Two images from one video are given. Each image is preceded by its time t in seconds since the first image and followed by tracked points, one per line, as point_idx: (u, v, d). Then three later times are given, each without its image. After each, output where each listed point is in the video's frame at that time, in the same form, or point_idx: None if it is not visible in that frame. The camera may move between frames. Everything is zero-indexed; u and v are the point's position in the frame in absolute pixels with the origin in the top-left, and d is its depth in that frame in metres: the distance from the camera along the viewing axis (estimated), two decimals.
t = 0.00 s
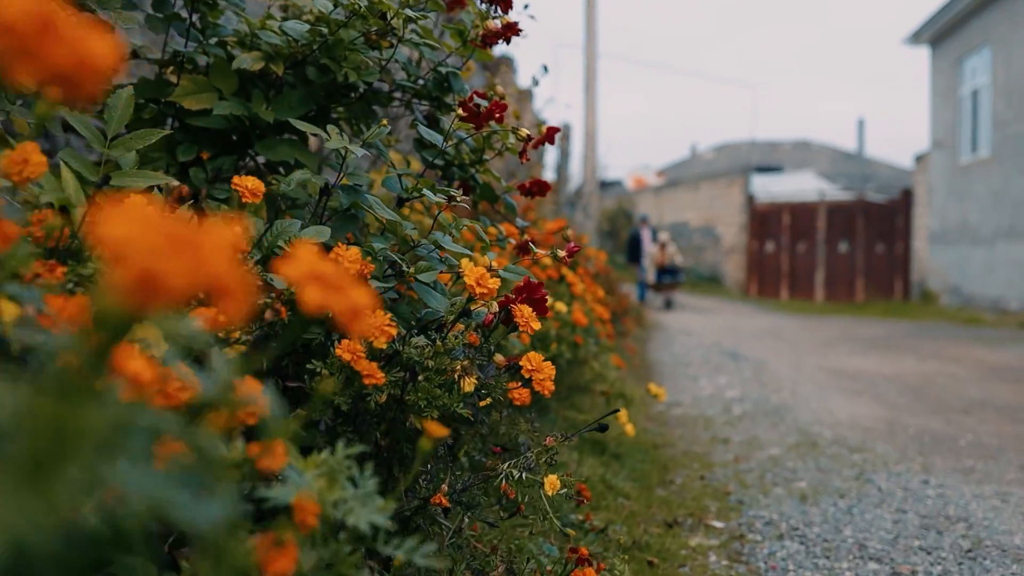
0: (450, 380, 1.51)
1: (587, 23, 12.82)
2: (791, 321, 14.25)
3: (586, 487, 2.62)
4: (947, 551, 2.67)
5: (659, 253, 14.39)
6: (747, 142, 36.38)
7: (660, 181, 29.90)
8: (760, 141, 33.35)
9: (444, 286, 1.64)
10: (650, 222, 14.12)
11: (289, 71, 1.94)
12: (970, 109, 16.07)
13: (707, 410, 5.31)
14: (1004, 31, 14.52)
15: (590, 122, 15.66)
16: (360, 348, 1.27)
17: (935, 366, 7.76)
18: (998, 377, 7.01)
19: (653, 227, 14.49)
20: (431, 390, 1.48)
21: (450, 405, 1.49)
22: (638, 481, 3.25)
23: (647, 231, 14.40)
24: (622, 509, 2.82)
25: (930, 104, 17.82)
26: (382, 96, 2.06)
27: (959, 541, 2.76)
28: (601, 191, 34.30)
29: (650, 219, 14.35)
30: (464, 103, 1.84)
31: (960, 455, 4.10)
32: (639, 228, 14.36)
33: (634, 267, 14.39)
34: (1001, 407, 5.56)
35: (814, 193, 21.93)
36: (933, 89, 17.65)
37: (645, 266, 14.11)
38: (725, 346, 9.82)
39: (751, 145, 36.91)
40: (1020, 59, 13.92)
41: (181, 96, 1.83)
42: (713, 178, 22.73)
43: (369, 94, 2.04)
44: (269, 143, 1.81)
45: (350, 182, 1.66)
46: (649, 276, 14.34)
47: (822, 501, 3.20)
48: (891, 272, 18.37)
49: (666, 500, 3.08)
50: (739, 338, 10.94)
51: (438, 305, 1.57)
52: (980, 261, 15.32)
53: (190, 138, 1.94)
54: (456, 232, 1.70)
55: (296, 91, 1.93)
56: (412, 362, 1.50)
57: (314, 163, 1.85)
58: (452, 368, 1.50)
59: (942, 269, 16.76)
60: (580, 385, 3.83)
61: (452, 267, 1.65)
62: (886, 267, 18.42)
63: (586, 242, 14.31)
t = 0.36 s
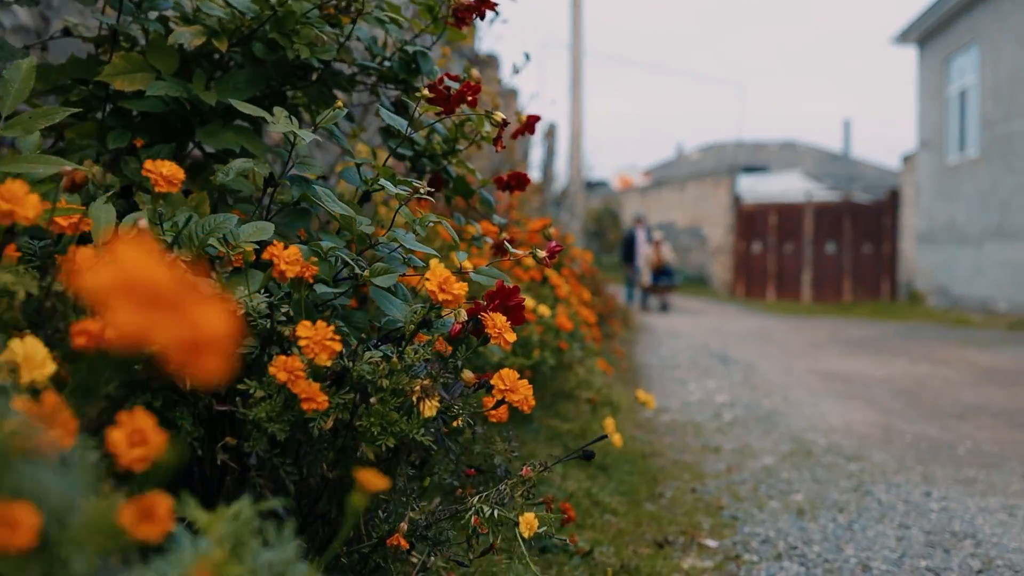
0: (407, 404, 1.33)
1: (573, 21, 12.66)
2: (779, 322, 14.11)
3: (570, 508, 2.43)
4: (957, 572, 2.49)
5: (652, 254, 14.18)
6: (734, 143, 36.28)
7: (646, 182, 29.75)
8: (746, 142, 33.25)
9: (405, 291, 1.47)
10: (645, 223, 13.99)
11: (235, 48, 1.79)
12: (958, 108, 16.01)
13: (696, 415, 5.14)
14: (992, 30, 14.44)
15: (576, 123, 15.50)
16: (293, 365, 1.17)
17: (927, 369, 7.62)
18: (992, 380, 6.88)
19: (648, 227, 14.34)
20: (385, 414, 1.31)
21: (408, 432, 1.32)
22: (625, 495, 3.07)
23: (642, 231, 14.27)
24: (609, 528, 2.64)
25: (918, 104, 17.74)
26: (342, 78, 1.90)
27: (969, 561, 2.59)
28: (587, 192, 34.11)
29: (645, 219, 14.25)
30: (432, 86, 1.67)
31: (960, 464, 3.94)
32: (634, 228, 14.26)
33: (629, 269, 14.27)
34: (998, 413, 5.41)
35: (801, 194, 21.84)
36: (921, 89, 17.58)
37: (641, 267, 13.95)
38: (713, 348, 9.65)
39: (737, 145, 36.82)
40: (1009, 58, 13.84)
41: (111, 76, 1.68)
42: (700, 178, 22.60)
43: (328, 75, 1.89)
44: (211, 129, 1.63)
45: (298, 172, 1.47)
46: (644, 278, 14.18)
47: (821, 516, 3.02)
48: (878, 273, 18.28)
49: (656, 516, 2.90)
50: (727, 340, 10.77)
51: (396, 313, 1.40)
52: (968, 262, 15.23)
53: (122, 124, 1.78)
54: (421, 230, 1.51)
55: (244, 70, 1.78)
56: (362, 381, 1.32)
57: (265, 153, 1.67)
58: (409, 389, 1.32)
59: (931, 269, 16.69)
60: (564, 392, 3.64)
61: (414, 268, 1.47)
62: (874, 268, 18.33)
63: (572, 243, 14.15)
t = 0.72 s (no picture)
0: (338, 430, 1.15)
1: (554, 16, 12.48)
2: (761, 322, 14.00)
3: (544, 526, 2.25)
4: None
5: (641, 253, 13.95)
6: (716, 142, 36.22)
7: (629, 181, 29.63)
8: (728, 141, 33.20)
9: (347, 290, 1.30)
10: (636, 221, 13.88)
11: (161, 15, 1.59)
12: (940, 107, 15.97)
13: (679, 419, 4.98)
14: (974, 29, 14.40)
15: (558, 122, 15.34)
16: (195, 386, 1.05)
17: (912, 370, 7.50)
18: (978, 380, 6.76)
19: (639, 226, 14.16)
20: (313, 442, 1.13)
21: (340, 464, 1.14)
22: (605, 508, 2.89)
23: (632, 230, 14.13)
24: (586, 545, 2.48)
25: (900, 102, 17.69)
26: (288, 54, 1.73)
27: None
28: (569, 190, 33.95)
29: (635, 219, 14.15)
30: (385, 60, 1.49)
31: (953, 471, 3.80)
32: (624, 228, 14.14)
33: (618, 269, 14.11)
34: (987, 415, 5.28)
35: (783, 193, 21.78)
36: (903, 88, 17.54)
37: (629, 266, 13.80)
38: (695, 348, 9.50)
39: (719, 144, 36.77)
40: (991, 56, 13.79)
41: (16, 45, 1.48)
42: (682, 177, 22.49)
43: (270, 48, 1.71)
44: (131, 106, 1.44)
45: (228, 154, 1.32)
46: (632, 278, 14.03)
47: (811, 529, 2.86)
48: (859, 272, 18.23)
49: (637, 531, 2.73)
50: (709, 340, 10.63)
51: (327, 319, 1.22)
52: (950, 262, 15.19)
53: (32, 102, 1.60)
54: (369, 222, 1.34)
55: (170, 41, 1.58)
56: (285, 403, 1.13)
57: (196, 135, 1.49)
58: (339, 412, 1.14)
59: (911, 269, 16.65)
60: (541, 397, 3.46)
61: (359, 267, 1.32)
62: (854, 268, 18.29)
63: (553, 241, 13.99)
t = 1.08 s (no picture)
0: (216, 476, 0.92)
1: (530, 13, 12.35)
2: (739, 322, 13.88)
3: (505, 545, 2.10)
4: None
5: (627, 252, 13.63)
6: (692, 142, 36.28)
7: (605, 180, 29.53)
8: (704, 141, 33.25)
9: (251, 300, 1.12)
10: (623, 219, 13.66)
11: None
12: (917, 107, 15.95)
13: (656, 424, 4.81)
14: (951, 28, 14.37)
15: (535, 122, 15.16)
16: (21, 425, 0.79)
17: (893, 371, 7.38)
18: (961, 382, 6.64)
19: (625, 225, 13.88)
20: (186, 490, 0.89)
21: (224, 517, 0.91)
22: (577, 525, 2.71)
23: (618, 229, 13.88)
24: (554, 570, 2.30)
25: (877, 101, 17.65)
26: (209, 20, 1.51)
27: None
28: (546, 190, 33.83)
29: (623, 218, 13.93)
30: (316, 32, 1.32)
31: (940, 478, 3.66)
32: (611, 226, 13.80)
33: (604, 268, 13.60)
34: (971, 418, 5.16)
35: (760, 192, 21.76)
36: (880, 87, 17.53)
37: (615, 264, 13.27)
38: (673, 349, 9.35)
39: (696, 144, 36.75)
40: (968, 56, 13.76)
41: None
42: (659, 176, 22.42)
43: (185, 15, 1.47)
44: (16, 79, 1.26)
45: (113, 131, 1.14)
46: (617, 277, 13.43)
47: (796, 546, 2.70)
48: (837, 271, 18.21)
49: (612, 549, 2.55)
50: (687, 341, 10.48)
51: (222, 327, 1.00)
52: (928, 262, 15.16)
53: None
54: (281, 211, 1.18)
55: None
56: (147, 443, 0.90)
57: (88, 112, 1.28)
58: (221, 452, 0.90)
59: (887, 269, 16.62)
60: (511, 404, 3.27)
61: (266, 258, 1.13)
62: (832, 267, 18.27)
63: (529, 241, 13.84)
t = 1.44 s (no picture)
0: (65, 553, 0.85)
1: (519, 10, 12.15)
2: (730, 322, 13.72)
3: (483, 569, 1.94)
4: None
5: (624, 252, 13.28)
6: (682, 142, 36.08)
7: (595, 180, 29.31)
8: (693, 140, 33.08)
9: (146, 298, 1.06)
10: (624, 219, 13.40)
11: None
12: (908, 106, 15.84)
13: (648, 429, 4.64)
14: (943, 26, 14.25)
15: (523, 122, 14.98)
16: None
17: (888, 372, 7.21)
18: (959, 385, 6.48)
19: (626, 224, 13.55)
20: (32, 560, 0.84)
21: None
22: (566, 541, 2.53)
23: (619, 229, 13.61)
24: None
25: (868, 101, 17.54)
26: None
27: None
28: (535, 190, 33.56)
29: (625, 218, 13.69)
30: None
31: (947, 487, 3.49)
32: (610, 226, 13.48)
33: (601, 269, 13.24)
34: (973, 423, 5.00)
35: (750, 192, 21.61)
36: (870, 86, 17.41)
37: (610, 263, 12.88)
38: (664, 351, 9.16)
39: (686, 144, 36.63)
40: (960, 55, 13.63)
41: None
42: (649, 176, 22.26)
43: None
44: None
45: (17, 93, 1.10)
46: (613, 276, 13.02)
47: (801, 563, 2.52)
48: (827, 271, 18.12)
49: (604, 569, 2.37)
50: (677, 341, 10.30)
51: (95, 337, 0.91)
52: (919, 262, 15.05)
53: None
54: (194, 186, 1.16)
55: None
56: None
57: None
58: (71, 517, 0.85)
59: (878, 268, 16.50)
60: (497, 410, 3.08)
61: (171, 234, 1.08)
62: (822, 267, 18.17)
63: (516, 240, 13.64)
